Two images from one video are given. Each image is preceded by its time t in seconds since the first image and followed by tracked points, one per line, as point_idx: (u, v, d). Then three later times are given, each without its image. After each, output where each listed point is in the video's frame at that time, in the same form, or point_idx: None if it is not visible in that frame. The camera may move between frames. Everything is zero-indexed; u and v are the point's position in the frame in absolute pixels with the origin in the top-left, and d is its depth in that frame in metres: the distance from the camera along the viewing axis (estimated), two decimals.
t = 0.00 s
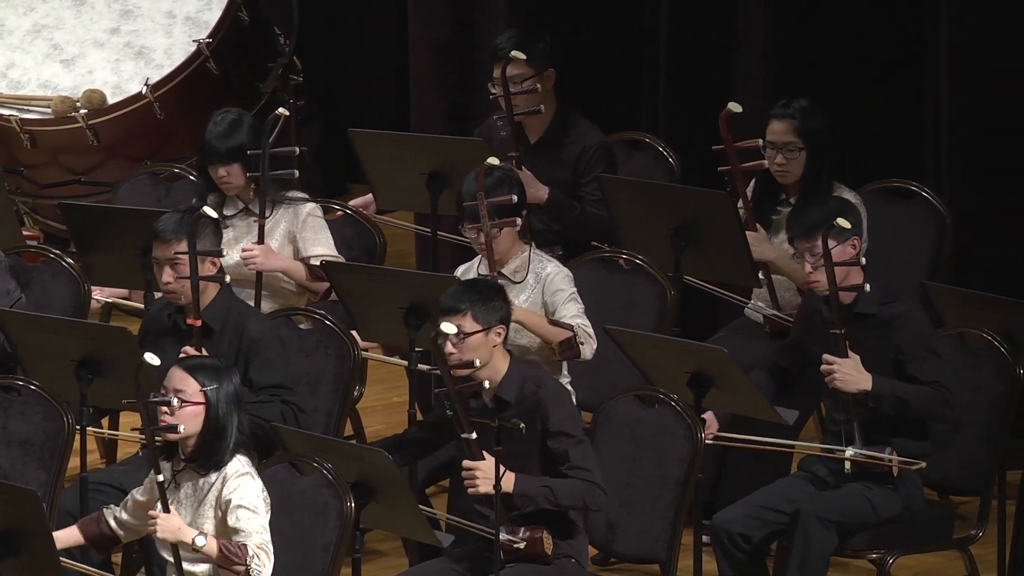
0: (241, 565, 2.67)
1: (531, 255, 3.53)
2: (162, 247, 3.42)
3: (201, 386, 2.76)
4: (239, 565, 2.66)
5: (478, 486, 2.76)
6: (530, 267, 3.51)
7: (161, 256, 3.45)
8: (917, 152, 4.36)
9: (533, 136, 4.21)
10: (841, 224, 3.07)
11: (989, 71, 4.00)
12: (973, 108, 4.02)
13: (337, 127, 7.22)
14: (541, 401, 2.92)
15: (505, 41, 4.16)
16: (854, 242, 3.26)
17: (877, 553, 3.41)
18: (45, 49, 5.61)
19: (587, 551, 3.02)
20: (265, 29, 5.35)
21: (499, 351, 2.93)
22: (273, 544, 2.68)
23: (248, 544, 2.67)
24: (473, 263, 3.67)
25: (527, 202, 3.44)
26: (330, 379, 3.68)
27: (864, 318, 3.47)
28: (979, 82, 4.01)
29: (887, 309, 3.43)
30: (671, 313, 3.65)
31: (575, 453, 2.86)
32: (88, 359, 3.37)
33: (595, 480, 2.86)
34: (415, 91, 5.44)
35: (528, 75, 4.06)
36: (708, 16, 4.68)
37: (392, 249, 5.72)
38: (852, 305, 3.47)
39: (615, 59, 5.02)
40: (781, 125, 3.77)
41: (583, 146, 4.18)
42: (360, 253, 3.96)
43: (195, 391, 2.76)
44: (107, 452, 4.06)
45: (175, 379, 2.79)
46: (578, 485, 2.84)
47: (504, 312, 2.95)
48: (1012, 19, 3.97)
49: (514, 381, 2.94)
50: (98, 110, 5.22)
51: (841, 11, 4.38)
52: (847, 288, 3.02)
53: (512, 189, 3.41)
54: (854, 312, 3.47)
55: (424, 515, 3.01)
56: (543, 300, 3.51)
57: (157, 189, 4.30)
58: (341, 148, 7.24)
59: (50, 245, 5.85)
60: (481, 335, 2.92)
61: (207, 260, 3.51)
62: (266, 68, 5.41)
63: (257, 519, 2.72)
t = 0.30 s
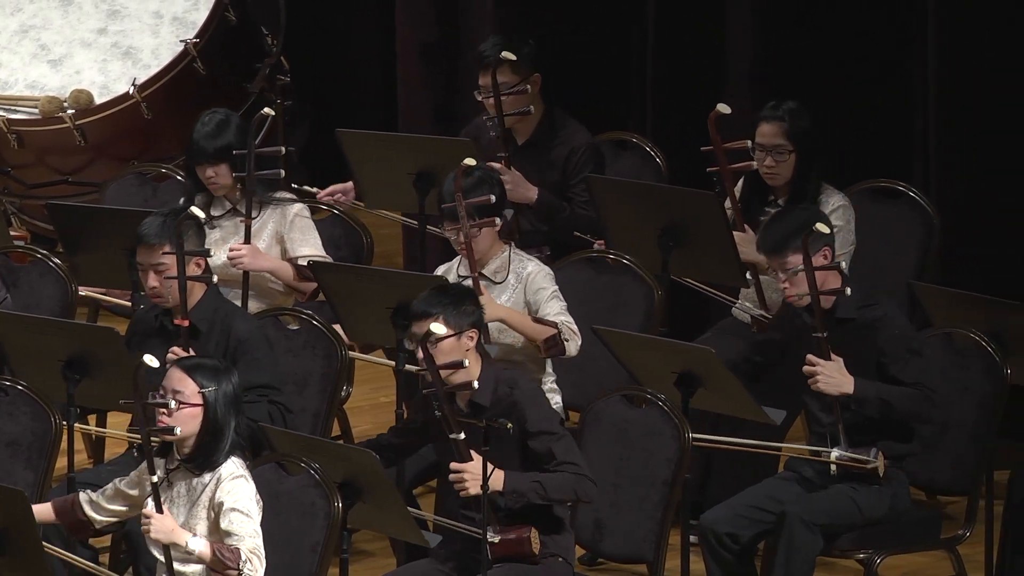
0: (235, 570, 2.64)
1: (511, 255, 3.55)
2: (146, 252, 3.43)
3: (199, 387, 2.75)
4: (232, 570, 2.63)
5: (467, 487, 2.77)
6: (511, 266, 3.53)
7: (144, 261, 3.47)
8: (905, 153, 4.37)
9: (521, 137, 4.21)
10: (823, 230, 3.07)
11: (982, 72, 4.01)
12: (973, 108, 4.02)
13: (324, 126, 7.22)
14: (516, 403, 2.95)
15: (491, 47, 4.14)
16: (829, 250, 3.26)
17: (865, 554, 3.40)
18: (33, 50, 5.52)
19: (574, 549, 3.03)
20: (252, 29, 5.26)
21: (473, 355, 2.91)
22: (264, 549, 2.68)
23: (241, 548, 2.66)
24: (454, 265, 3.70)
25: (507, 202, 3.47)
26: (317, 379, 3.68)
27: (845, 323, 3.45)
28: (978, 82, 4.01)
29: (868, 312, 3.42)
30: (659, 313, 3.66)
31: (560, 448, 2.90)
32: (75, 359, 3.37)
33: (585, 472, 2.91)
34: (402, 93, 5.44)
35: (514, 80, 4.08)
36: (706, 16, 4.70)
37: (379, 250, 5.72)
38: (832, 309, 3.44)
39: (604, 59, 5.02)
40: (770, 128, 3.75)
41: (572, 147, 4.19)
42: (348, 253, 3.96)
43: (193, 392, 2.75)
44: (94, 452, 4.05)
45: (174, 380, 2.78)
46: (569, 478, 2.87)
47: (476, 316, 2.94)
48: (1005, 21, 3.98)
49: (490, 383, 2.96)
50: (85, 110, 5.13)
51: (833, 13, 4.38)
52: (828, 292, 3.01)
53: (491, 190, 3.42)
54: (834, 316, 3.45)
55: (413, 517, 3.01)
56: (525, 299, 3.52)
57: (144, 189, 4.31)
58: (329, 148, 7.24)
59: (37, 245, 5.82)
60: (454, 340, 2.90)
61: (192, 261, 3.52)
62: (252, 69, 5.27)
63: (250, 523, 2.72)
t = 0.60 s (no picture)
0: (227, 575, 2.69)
1: (501, 256, 3.54)
2: (136, 251, 3.42)
3: (185, 405, 2.75)
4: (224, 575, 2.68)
5: (456, 488, 2.77)
6: (502, 268, 3.52)
7: (133, 260, 3.46)
8: (894, 154, 4.36)
9: (512, 141, 4.19)
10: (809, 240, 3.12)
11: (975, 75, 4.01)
12: (961, 109, 4.02)
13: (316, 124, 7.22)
14: (512, 409, 2.95)
15: (481, 52, 4.10)
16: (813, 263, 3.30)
17: (854, 554, 3.41)
18: (20, 50, 5.43)
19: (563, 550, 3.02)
20: (242, 31, 5.27)
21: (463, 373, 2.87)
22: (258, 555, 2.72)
23: (234, 554, 2.70)
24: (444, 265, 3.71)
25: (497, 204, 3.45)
26: (306, 380, 3.68)
27: (834, 328, 3.44)
28: (969, 83, 4.01)
29: (859, 319, 3.42)
30: (647, 313, 3.66)
31: (552, 455, 2.91)
32: (64, 360, 3.35)
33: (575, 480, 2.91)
34: (391, 93, 5.43)
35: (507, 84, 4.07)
36: (695, 16, 4.70)
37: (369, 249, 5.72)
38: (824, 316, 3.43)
39: (593, 60, 5.03)
40: (762, 132, 3.75)
41: (563, 149, 4.18)
42: (336, 253, 3.96)
43: (179, 412, 2.75)
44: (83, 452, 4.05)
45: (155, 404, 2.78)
46: (558, 486, 2.87)
47: (454, 338, 2.88)
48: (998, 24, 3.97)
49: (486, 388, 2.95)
50: (75, 111, 5.11)
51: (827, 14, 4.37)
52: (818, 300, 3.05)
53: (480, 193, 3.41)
54: (825, 322, 3.44)
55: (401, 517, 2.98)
56: (515, 300, 3.51)
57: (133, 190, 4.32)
58: (316, 146, 7.22)
59: (25, 246, 5.78)
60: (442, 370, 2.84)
61: (181, 261, 3.51)
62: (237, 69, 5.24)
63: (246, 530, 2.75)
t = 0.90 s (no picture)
0: None
1: (498, 260, 3.55)
2: (120, 258, 3.42)
3: (168, 420, 2.74)
4: None
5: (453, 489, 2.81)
6: (498, 272, 3.52)
7: (119, 267, 3.45)
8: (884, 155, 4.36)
9: (502, 140, 4.15)
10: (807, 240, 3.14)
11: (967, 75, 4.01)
12: (951, 109, 4.03)
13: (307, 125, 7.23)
14: (529, 411, 2.95)
15: (478, 48, 4.14)
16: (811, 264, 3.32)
17: (843, 555, 3.41)
18: (9, 51, 5.37)
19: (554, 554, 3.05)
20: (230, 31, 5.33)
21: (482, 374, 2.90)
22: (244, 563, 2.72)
23: (221, 560, 2.72)
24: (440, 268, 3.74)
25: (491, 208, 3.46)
26: (295, 380, 3.68)
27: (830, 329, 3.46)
28: (960, 83, 4.02)
29: (855, 320, 3.43)
30: (637, 313, 3.67)
31: (557, 465, 2.91)
32: (52, 361, 3.34)
33: (574, 493, 2.90)
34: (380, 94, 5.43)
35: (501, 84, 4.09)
36: (681, 22, 4.69)
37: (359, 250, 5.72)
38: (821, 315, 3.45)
39: (588, 62, 5.08)
40: (751, 135, 3.74)
41: (555, 150, 4.18)
42: (325, 254, 3.97)
43: (162, 426, 2.74)
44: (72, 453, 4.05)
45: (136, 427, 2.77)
46: (554, 497, 2.87)
47: (479, 334, 2.90)
48: (986, 31, 3.98)
49: (505, 390, 2.97)
50: (64, 111, 5.07)
51: (818, 15, 4.38)
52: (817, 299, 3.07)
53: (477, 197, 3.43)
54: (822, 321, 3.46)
55: (389, 518, 2.99)
56: (512, 303, 3.52)
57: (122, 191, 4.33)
58: (306, 148, 7.22)
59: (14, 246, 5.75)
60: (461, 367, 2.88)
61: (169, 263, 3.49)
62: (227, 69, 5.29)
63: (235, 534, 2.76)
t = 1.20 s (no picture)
0: None
1: (486, 259, 3.56)
2: (113, 255, 3.43)
3: (151, 419, 2.75)
4: None
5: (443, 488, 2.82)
6: (485, 271, 3.55)
7: (111, 264, 3.46)
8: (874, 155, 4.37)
9: (493, 140, 4.19)
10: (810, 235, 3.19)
11: (962, 74, 4.01)
12: (949, 108, 4.03)
13: (296, 127, 7.22)
14: (540, 411, 2.94)
15: (470, 45, 4.15)
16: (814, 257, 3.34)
17: (832, 555, 3.41)
18: None
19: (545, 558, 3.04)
20: (221, 33, 5.30)
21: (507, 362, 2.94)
22: (234, 561, 2.74)
23: (210, 560, 2.72)
24: (428, 269, 3.75)
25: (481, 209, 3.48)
26: (285, 381, 3.68)
27: (823, 325, 3.50)
28: (956, 81, 4.02)
29: (849, 316, 3.48)
30: (626, 314, 3.67)
31: (557, 468, 2.90)
32: (42, 362, 3.34)
33: (566, 499, 2.89)
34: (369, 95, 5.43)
35: (494, 80, 4.08)
36: (673, 25, 4.70)
37: (348, 251, 5.72)
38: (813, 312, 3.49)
39: (578, 65, 5.08)
40: (735, 140, 3.76)
41: (544, 151, 4.17)
42: (315, 256, 3.97)
43: (145, 425, 2.75)
44: (60, 455, 4.05)
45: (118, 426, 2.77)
46: (546, 502, 2.87)
47: (507, 322, 2.93)
48: (984, 34, 3.99)
49: (518, 389, 2.97)
50: (53, 112, 5.07)
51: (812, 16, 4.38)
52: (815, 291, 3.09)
53: (469, 195, 3.45)
54: (815, 318, 3.50)
55: (379, 518, 3.01)
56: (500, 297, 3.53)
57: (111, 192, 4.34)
58: (295, 151, 7.22)
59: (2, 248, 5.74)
60: (488, 354, 2.91)
61: (161, 263, 3.50)
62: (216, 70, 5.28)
63: (223, 532, 2.77)
